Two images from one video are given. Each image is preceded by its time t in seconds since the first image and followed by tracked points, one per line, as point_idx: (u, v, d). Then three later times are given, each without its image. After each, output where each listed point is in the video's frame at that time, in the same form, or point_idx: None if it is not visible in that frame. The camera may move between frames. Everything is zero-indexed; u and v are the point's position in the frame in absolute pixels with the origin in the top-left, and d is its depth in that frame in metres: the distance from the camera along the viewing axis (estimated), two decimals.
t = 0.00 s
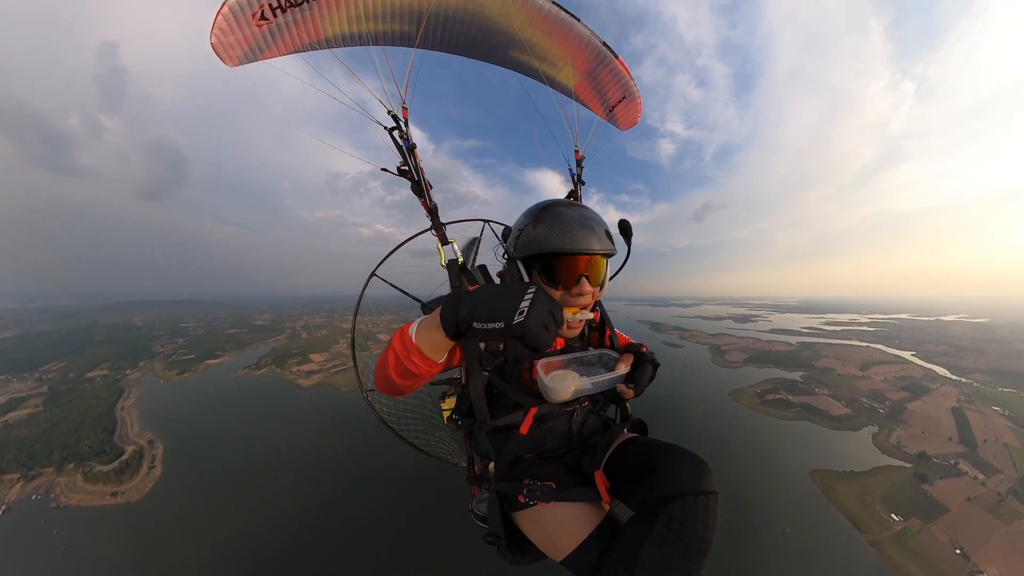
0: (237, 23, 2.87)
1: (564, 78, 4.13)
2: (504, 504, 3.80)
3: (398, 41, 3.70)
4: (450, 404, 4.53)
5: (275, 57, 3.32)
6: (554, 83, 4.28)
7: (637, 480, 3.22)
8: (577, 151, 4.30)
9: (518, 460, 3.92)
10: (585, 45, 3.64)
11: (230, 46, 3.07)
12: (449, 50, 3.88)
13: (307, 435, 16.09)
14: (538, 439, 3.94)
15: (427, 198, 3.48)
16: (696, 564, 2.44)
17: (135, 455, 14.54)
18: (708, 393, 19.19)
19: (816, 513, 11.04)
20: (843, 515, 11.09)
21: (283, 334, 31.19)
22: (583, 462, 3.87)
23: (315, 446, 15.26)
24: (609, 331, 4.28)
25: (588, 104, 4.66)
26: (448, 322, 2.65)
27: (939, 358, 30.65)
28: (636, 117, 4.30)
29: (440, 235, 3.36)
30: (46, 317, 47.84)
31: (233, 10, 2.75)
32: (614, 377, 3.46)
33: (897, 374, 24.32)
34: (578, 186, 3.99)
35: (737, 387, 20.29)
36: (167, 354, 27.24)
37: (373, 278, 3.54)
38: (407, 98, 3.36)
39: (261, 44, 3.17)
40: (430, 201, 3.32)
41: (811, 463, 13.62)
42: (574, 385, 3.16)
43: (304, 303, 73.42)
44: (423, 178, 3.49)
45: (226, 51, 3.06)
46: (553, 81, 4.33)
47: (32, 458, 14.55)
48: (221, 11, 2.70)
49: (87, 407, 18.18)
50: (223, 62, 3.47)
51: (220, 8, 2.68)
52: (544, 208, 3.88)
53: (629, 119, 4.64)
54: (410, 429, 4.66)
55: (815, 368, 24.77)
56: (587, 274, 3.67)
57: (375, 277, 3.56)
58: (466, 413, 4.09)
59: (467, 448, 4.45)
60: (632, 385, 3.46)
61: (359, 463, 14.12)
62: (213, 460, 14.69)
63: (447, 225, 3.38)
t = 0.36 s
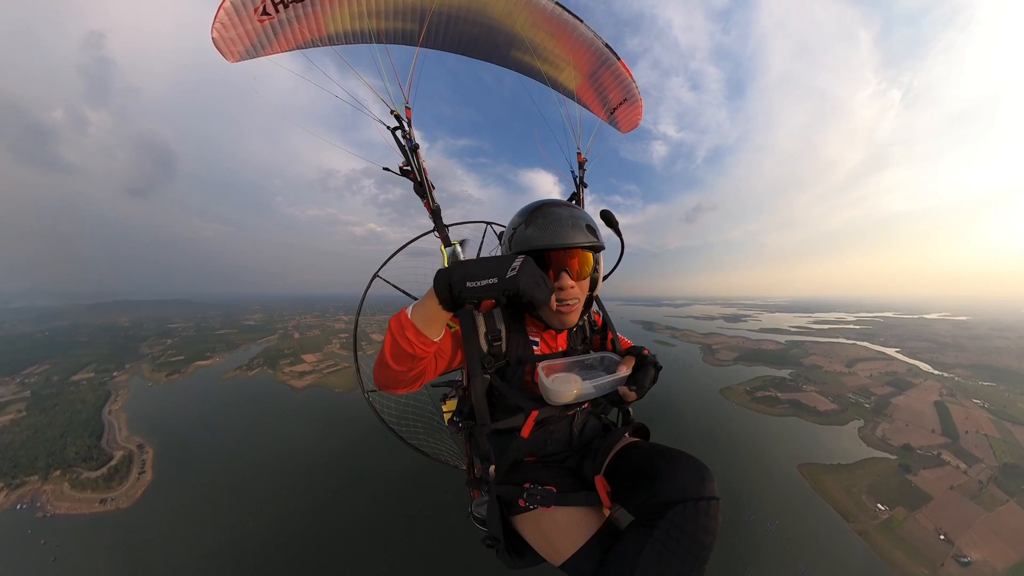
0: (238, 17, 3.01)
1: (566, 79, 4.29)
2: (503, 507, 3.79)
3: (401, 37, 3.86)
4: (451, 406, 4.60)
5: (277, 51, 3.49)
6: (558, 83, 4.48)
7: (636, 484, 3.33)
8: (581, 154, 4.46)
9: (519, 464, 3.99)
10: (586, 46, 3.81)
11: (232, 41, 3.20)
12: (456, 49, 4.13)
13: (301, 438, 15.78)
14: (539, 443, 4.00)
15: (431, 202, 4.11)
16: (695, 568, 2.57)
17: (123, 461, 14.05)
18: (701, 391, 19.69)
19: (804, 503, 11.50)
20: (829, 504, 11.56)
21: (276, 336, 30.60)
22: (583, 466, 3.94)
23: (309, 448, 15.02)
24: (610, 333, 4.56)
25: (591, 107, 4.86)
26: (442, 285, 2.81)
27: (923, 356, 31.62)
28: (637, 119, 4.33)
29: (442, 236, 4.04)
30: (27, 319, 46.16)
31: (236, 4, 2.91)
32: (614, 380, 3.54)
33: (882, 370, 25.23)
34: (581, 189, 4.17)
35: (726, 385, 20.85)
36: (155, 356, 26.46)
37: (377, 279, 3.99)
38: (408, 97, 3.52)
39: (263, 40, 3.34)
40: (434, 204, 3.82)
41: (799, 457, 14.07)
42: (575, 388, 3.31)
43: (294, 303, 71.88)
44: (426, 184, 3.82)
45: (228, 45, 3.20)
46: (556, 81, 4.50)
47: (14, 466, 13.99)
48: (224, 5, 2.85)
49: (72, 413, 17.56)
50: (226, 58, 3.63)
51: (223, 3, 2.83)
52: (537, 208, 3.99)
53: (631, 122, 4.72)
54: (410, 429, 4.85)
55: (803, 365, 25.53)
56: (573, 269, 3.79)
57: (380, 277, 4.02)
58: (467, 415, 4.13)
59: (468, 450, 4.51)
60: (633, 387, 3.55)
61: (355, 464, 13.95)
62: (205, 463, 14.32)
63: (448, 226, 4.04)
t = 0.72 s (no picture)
0: (242, 12, 3.19)
1: (568, 81, 4.57)
2: (502, 510, 3.84)
3: (406, 37, 4.09)
4: (451, 407, 4.64)
5: (279, 47, 3.68)
6: (562, 87, 4.78)
7: (637, 488, 3.42)
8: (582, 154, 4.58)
9: (518, 466, 4.04)
10: (589, 48, 4.11)
11: (235, 35, 3.35)
12: (466, 52, 4.45)
13: (294, 442, 15.43)
14: (539, 445, 4.06)
15: (432, 203, 4.52)
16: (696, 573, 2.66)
17: (111, 469, 13.59)
18: (691, 388, 20.19)
19: (792, 493, 11.97)
20: (816, 495, 12.03)
21: (266, 338, 29.86)
22: (582, 468, 4.02)
23: (302, 452, 14.74)
24: (612, 335, 4.60)
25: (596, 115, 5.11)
26: (426, 319, 2.99)
27: (905, 353, 32.77)
28: (636, 123, 4.35)
29: (444, 239, 4.09)
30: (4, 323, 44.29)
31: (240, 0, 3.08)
32: (617, 386, 3.58)
33: (866, 367, 26.19)
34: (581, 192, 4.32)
35: (716, 382, 21.44)
36: (140, 359, 25.65)
37: (376, 280, 4.25)
38: (410, 97, 3.67)
39: (266, 35, 3.51)
40: (436, 206, 4.20)
41: (787, 450, 14.49)
42: (576, 393, 3.32)
43: (281, 304, 70.11)
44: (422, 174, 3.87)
45: (231, 39, 3.34)
46: (559, 85, 4.81)
47: None
48: None
49: (54, 420, 16.91)
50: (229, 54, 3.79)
51: None
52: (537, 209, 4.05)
53: (632, 129, 4.59)
54: (409, 429, 4.96)
55: (790, 363, 26.34)
56: (577, 259, 3.85)
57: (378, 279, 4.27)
58: (467, 416, 4.16)
59: (467, 451, 4.56)
60: (638, 394, 3.55)
61: (349, 467, 13.74)
62: (197, 469, 13.91)
63: (451, 229, 4.16)
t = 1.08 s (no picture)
0: (242, 7, 3.29)
1: (569, 85, 4.83)
2: (497, 513, 3.93)
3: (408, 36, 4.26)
4: (446, 410, 4.60)
5: (279, 43, 3.78)
6: (561, 90, 5.01)
7: (633, 493, 3.56)
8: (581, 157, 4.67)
9: (514, 470, 4.10)
10: (588, 51, 4.33)
11: (235, 30, 3.45)
12: (468, 52, 4.67)
13: (285, 445, 15.03)
14: (536, 450, 4.14)
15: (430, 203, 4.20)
16: None
17: (96, 477, 13.05)
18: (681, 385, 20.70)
19: (781, 484, 12.42)
20: (803, 486, 12.49)
21: (254, 339, 29.03)
22: (579, 473, 4.14)
23: (293, 455, 14.39)
24: (607, 340, 4.68)
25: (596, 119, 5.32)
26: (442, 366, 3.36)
27: (886, 350, 34.01)
28: (635, 126, 4.50)
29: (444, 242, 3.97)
30: None
31: None
32: (618, 399, 3.62)
33: (850, 363, 27.27)
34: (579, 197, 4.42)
35: (705, 379, 22.03)
36: (124, 361, 24.78)
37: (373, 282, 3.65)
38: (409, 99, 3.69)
39: (266, 31, 3.61)
40: (434, 205, 4.22)
41: (773, 444, 14.99)
42: (575, 408, 3.32)
43: (266, 304, 68.18)
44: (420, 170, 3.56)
45: (231, 34, 3.45)
46: (561, 90, 5.05)
47: None
48: None
49: (33, 427, 16.21)
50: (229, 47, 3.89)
51: None
52: (532, 210, 4.09)
53: (629, 133, 4.74)
54: (405, 433, 4.81)
55: (776, 360, 27.23)
56: (567, 268, 3.88)
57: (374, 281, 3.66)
58: (462, 420, 4.17)
59: (461, 454, 4.56)
60: (639, 407, 3.71)
61: (342, 470, 13.49)
62: (187, 476, 13.46)
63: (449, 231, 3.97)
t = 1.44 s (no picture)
0: (243, 4, 3.37)
1: (568, 88, 4.99)
2: (490, 515, 3.92)
3: (410, 34, 4.45)
4: (437, 411, 4.49)
5: (277, 38, 3.84)
6: (559, 92, 5.13)
7: (627, 493, 3.61)
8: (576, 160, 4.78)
9: (507, 471, 4.10)
10: (588, 56, 4.44)
11: (234, 24, 3.52)
12: (467, 52, 4.87)
13: (274, 450, 14.61)
14: (530, 451, 4.15)
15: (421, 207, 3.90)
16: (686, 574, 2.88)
17: (79, 489, 12.53)
18: (672, 383, 21.19)
19: (769, 477, 12.87)
20: (791, 478, 12.93)
21: (241, 341, 28.22)
22: (572, 473, 4.12)
23: (282, 460, 14.00)
24: (598, 341, 4.64)
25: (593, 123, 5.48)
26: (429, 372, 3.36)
27: (867, 348, 35.32)
28: (630, 130, 4.66)
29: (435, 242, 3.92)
30: None
31: None
32: (615, 404, 3.68)
33: (834, 360, 28.34)
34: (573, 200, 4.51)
35: (695, 376, 22.61)
36: (105, 366, 23.96)
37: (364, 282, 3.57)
38: (404, 98, 3.72)
39: (265, 26, 3.68)
40: (428, 205, 4.21)
41: (762, 439, 15.42)
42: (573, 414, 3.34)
43: (250, 305, 66.13)
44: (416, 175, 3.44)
45: (229, 28, 3.51)
46: (559, 92, 5.18)
47: None
48: None
49: (10, 437, 15.54)
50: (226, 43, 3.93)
51: None
52: (528, 212, 4.09)
53: (625, 136, 4.92)
54: (397, 437, 4.53)
55: (763, 357, 28.07)
56: (560, 274, 3.87)
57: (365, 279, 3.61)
58: (454, 422, 4.10)
59: (453, 457, 4.38)
60: (636, 409, 3.78)
61: (333, 473, 13.20)
62: (175, 483, 13.02)
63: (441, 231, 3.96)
